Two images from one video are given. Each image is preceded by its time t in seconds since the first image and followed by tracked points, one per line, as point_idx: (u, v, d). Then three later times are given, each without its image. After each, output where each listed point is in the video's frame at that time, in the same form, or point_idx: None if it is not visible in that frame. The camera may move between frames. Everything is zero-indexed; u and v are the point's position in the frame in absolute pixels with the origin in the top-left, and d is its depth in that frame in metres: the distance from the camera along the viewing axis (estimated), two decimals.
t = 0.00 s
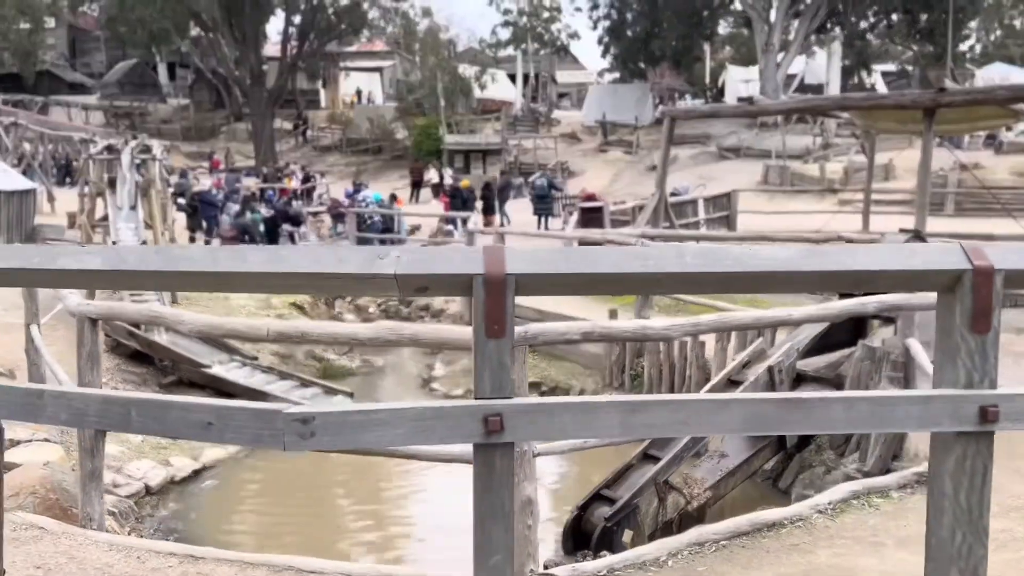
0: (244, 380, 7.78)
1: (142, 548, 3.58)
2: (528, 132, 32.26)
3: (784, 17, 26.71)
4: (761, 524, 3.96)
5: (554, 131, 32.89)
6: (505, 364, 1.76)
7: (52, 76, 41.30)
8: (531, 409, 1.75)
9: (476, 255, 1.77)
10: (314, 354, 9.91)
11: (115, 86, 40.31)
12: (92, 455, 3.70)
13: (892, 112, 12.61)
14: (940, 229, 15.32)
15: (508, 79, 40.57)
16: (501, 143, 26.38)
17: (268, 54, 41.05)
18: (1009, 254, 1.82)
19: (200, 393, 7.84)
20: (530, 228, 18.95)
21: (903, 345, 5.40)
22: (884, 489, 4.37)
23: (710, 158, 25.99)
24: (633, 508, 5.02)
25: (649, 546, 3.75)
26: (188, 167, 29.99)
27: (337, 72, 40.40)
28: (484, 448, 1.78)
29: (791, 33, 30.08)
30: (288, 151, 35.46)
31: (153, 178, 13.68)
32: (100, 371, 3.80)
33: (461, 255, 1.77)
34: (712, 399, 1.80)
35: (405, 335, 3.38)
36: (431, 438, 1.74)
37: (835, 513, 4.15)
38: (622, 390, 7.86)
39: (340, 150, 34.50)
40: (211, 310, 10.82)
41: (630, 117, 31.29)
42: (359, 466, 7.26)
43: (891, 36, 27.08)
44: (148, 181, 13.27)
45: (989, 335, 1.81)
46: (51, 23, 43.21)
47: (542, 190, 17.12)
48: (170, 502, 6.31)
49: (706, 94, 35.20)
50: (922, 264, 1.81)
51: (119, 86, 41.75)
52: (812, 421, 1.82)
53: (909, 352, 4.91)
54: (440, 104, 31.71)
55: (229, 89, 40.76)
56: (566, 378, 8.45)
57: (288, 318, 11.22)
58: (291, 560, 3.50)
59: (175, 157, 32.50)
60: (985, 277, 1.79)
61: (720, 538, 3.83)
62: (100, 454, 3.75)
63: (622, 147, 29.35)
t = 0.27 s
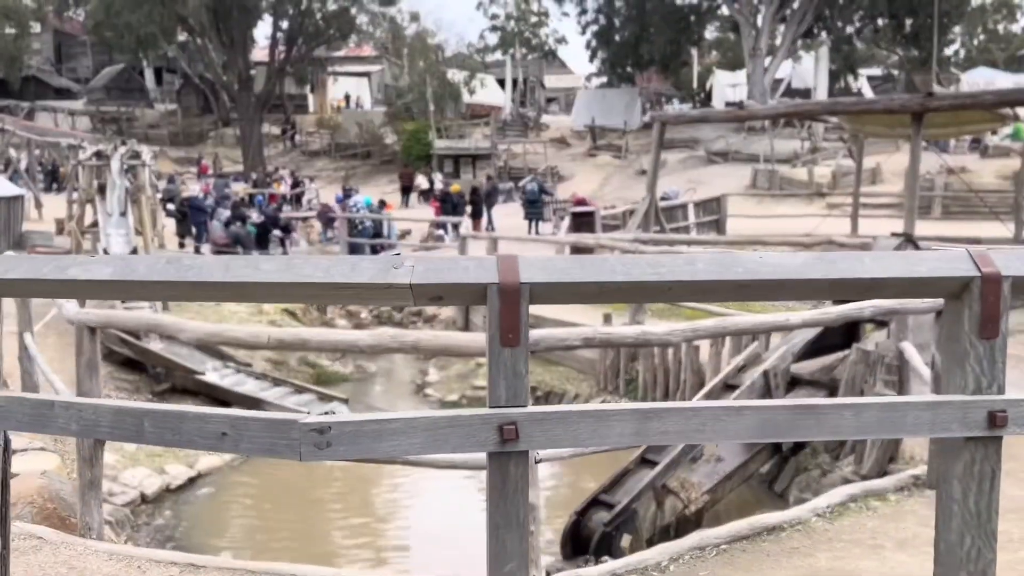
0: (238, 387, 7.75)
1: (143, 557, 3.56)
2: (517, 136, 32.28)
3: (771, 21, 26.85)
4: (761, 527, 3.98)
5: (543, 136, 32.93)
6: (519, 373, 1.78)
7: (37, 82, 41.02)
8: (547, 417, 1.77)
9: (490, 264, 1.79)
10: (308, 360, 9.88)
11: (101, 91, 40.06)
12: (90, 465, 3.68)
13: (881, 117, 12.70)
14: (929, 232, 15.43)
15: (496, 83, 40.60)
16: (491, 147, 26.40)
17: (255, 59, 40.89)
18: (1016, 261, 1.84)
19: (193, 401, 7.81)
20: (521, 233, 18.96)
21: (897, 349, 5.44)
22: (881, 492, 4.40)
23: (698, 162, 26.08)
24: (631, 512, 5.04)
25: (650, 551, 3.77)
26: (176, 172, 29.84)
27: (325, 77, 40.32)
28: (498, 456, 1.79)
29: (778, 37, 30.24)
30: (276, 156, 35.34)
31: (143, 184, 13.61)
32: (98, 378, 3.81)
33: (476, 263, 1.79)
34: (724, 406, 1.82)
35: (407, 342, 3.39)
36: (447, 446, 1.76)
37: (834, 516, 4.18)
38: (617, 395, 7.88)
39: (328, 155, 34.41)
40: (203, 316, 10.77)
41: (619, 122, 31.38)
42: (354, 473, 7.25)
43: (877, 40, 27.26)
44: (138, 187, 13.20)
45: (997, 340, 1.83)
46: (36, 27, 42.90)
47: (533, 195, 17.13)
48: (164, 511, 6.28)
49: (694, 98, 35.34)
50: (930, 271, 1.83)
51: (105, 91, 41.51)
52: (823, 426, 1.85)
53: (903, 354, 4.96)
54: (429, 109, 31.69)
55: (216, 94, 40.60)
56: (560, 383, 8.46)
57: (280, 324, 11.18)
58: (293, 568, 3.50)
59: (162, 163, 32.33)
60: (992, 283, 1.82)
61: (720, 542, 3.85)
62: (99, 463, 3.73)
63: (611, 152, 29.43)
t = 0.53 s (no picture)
0: (233, 391, 7.75)
1: (143, 562, 3.56)
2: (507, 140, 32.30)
3: (758, 26, 26.98)
4: (759, 529, 4.00)
5: (533, 140, 32.98)
6: (531, 376, 1.81)
7: (24, 86, 40.76)
8: (558, 418, 1.80)
9: (502, 268, 1.81)
10: (301, 364, 9.87)
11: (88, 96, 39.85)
12: (90, 469, 3.67)
13: (869, 121, 12.81)
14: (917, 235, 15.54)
15: (486, 88, 40.63)
16: (481, 151, 26.43)
17: (244, 63, 40.80)
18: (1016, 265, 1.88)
19: (187, 406, 7.79)
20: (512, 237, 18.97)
21: (890, 351, 5.49)
22: (877, 493, 4.44)
23: (688, 166, 26.18)
24: (629, 515, 5.07)
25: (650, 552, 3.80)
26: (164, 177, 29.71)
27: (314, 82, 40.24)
28: (510, 457, 1.82)
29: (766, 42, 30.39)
30: (265, 161, 35.23)
31: (133, 189, 13.56)
32: (98, 383, 3.81)
33: (487, 268, 1.81)
34: (732, 407, 1.86)
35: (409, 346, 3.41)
36: (461, 448, 1.79)
37: (831, 517, 4.21)
38: (611, 398, 7.90)
39: (317, 159, 34.35)
40: (195, 322, 10.73)
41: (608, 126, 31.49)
42: (349, 478, 7.25)
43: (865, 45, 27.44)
44: (128, 192, 13.15)
45: (999, 341, 1.86)
46: (23, 31, 42.67)
47: (524, 199, 17.15)
48: (158, 517, 6.26)
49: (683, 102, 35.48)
50: (934, 273, 1.86)
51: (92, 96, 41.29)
52: (829, 426, 1.88)
53: (896, 357, 5.01)
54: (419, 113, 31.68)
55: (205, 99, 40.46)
56: (555, 387, 8.48)
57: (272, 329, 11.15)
58: (294, 572, 3.50)
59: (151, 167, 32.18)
60: (995, 285, 1.85)
61: (720, 543, 3.88)
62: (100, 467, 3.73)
63: (601, 156, 29.53)
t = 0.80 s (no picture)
0: (227, 394, 7.74)
1: (143, 564, 3.56)
2: (498, 144, 32.33)
3: (748, 30, 27.12)
4: (756, 530, 4.04)
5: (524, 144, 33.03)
6: (538, 376, 1.84)
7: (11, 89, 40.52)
8: (565, 418, 1.83)
9: (511, 271, 1.84)
10: (294, 368, 9.86)
11: (77, 98, 39.63)
12: (90, 471, 3.68)
13: (859, 125, 12.92)
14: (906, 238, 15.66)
15: (476, 92, 40.66)
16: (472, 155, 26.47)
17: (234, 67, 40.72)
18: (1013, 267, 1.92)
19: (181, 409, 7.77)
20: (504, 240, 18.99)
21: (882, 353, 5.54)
22: (871, 493, 4.49)
23: (679, 170, 26.28)
24: (626, 516, 5.09)
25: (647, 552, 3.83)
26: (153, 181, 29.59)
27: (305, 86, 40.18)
28: (518, 456, 1.85)
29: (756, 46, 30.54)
30: (255, 164, 35.15)
31: (125, 192, 13.54)
32: (97, 387, 3.82)
33: (497, 270, 1.84)
34: (736, 407, 1.89)
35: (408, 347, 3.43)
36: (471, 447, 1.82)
37: (826, 517, 4.26)
38: (606, 401, 7.94)
39: (308, 163, 34.29)
40: (188, 325, 10.70)
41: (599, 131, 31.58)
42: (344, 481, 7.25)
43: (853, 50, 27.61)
44: (119, 194, 13.12)
45: (995, 342, 1.90)
46: (12, 34, 42.46)
47: (516, 203, 17.18)
48: (154, 520, 6.26)
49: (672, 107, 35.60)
50: (932, 275, 1.90)
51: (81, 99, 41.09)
52: (831, 426, 1.92)
53: (888, 359, 5.07)
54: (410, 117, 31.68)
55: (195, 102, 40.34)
56: (549, 390, 8.50)
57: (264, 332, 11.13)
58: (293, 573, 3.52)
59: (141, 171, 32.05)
60: (993, 287, 1.89)
61: (716, 544, 3.91)
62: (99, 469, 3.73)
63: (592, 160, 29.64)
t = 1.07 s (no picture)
0: (222, 396, 7.75)
1: (142, 563, 3.57)
2: (490, 148, 32.38)
3: (740, 36, 27.24)
4: (750, 530, 4.08)
5: (516, 148, 33.09)
6: (541, 374, 1.87)
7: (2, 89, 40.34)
8: (567, 416, 1.86)
9: (514, 272, 1.87)
10: (288, 369, 9.86)
11: (68, 100, 39.51)
12: (87, 471, 3.69)
13: (849, 131, 13.02)
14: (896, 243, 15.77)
15: (469, 95, 40.70)
16: (465, 159, 26.47)
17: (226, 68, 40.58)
18: (1005, 270, 1.96)
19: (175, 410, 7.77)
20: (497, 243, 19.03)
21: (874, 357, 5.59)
22: (863, 495, 4.53)
23: (671, 175, 26.39)
24: (620, 518, 5.12)
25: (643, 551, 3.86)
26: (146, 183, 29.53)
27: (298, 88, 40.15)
28: (522, 453, 1.88)
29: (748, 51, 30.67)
30: (247, 167, 35.10)
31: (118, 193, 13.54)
32: (96, 386, 3.83)
33: (501, 271, 1.87)
34: (735, 405, 1.93)
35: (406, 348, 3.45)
36: (475, 445, 1.85)
37: (819, 518, 4.30)
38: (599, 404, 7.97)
39: (300, 165, 34.26)
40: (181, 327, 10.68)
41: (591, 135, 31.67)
42: (338, 482, 7.26)
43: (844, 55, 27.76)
44: (112, 195, 13.11)
45: (989, 343, 1.94)
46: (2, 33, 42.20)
47: (509, 206, 17.23)
48: (148, 521, 6.27)
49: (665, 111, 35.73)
50: (928, 277, 1.93)
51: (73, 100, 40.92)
52: (829, 425, 1.96)
53: (880, 362, 5.11)
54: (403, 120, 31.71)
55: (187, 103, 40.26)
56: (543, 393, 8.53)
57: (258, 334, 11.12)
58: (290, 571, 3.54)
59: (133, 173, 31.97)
60: (985, 289, 1.93)
61: (711, 544, 3.95)
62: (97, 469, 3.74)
63: (584, 164, 29.70)
